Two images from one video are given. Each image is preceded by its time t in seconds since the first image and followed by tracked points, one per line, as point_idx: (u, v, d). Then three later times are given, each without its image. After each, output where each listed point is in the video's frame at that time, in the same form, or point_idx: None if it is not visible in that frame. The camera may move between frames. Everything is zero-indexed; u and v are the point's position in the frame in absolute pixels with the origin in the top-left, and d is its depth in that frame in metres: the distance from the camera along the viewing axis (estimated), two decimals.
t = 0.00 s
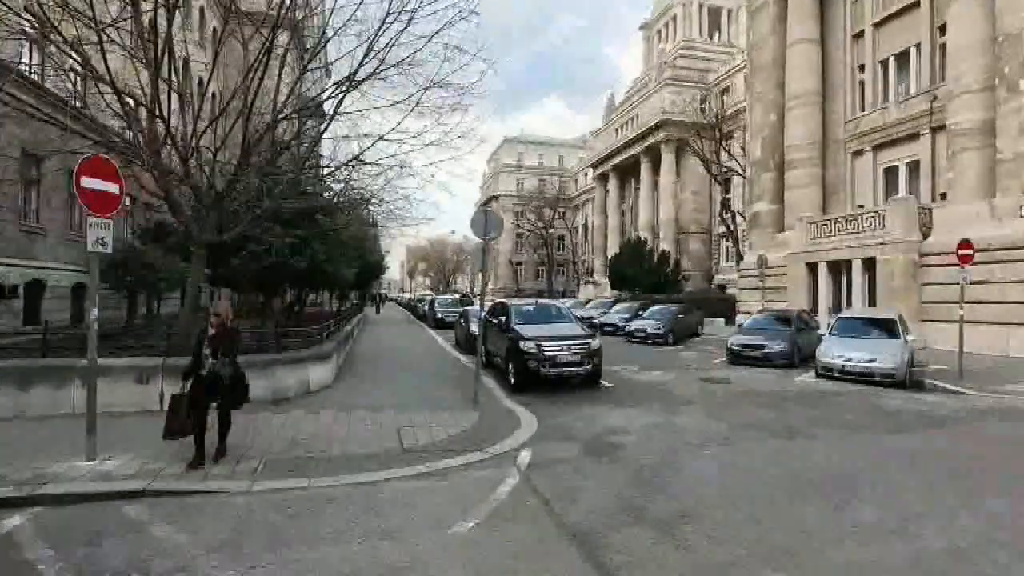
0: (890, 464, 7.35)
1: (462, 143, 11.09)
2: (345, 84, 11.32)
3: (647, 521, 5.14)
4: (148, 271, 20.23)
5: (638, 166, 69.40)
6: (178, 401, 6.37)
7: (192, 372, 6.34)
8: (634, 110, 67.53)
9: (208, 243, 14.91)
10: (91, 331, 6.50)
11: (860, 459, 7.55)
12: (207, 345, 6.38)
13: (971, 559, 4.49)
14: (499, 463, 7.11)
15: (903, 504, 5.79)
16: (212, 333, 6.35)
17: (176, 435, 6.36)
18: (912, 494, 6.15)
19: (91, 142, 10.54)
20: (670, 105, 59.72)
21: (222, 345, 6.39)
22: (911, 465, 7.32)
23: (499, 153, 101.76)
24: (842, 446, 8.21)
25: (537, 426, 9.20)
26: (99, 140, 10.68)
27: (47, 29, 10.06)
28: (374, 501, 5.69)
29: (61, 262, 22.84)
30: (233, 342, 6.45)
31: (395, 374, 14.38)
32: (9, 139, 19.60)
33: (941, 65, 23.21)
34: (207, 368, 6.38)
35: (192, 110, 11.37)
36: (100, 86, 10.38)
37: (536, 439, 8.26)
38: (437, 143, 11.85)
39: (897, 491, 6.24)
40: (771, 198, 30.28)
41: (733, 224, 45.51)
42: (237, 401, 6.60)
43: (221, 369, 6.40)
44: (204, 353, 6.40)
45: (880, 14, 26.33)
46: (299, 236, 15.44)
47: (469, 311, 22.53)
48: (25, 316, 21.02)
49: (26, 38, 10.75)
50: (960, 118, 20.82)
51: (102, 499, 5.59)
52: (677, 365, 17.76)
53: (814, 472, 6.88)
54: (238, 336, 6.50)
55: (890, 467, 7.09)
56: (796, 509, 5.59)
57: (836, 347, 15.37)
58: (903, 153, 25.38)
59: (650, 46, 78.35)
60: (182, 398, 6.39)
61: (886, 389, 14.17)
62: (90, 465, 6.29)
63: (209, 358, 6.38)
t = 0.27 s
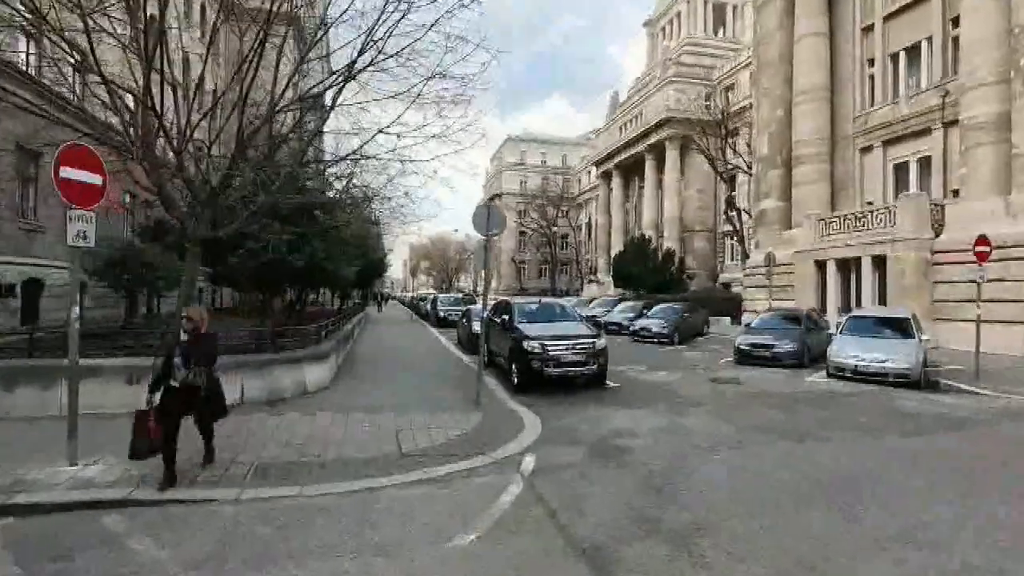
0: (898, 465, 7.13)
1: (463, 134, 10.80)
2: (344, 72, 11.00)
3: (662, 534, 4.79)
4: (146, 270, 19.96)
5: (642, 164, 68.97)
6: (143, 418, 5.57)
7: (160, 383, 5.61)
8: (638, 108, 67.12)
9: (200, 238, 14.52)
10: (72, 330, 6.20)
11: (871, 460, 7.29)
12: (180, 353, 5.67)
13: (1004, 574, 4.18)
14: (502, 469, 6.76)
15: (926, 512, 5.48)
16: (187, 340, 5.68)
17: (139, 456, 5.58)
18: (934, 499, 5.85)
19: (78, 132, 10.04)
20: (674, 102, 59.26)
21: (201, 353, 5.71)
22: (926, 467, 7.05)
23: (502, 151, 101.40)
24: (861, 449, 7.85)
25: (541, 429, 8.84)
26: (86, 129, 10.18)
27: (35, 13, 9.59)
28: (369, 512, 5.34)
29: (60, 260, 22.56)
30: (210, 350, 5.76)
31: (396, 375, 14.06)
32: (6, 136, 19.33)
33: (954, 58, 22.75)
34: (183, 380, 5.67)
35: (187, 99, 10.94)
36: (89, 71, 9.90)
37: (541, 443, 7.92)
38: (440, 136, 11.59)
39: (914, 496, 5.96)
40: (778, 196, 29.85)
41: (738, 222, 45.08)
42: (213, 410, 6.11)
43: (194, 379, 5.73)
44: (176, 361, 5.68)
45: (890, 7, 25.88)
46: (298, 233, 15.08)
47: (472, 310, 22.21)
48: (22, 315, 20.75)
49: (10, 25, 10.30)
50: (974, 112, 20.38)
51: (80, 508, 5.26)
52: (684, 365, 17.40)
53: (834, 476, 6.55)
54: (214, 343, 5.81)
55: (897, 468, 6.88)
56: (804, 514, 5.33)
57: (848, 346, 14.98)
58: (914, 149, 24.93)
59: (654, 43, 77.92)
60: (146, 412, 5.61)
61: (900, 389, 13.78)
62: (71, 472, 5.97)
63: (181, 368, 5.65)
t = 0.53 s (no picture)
0: (940, 481, 6.53)
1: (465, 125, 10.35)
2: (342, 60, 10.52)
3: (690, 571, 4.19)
4: (143, 269, 19.49)
5: (648, 161, 68.20)
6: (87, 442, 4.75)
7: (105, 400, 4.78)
8: (644, 104, 66.36)
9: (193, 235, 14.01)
10: (34, 335, 5.66)
11: (909, 476, 6.68)
12: (128, 365, 4.75)
13: None
14: (507, 487, 6.16)
15: (971, 534, 4.94)
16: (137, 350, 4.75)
17: (78, 489, 4.72)
18: (980, 519, 5.30)
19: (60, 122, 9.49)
20: (681, 98, 58.45)
21: (149, 365, 4.73)
22: (965, 481, 6.49)
23: (506, 149, 100.75)
24: (898, 463, 7.23)
25: (549, 439, 8.26)
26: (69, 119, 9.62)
27: None
28: (357, 540, 4.77)
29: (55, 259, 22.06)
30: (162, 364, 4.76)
31: (397, 377, 13.51)
32: None
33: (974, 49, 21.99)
34: (127, 396, 4.74)
35: (178, 88, 10.40)
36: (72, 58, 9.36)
37: (550, 456, 7.33)
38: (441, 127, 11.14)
39: (957, 515, 5.40)
40: (789, 192, 29.14)
41: (746, 219, 44.35)
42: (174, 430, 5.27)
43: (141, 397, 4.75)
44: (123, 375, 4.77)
45: None
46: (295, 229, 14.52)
47: (476, 309, 21.65)
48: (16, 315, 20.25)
49: None
50: (996, 105, 19.63)
51: (37, 537, 4.71)
52: (696, 368, 16.74)
53: (874, 496, 5.93)
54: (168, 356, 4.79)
55: (938, 486, 6.25)
56: (845, 544, 4.72)
57: (869, 348, 14.32)
58: (931, 143, 24.18)
59: (660, 39, 77.11)
60: (93, 436, 4.78)
61: (925, 394, 13.13)
62: (32, 492, 5.42)
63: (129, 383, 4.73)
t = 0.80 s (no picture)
0: (969, 488, 6.22)
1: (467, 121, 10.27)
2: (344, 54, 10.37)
3: None
4: (142, 267, 19.26)
5: (651, 159, 67.84)
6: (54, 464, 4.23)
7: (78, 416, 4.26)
8: (648, 103, 66.00)
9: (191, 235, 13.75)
10: (17, 334, 5.38)
11: (935, 483, 6.39)
12: (96, 381, 4.14)
13: None
14: (514, 496, 5.88)
15: (1005, 546, 4.68)
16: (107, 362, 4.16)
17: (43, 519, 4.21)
18: (1011, 530, 5.03)
19: (54, 117, 9.22)
20: (684, 96, 58.07)
21: (119, 383, 4.10)
22: (992, 489, 6.19)
23: (509, 148, 100.48)
24: (922, 469, 6.92)
25: (555, 445, 7.95)
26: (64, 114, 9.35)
27: None
28: (356, 553, 4.50)
29: (55, 257, 21.80)
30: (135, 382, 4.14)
31: (399, 379, 13.21)
32: None
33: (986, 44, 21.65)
34: (91, 418, 4.09)
35: (174, 82, 10.08)
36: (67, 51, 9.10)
37: (558, 462, 7.06)
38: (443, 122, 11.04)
39: (987, 525, 5.13)
40: (796, 190, 28.82)
41: (751, 218, 44.02)
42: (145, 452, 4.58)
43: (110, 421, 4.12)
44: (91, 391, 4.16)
45: None
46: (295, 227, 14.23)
47: (478, 308, 21.39)
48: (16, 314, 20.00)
49: None
50: (1009, 100, 19.29)
51: (18, 549, 4.45)
52: (704, 369, 16.43)
53: (902, 506, 5.61)
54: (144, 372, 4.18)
55: (968, 495, 5.96)
56: (876, 557, 4.43)
57: (882, 349, 13.98)
58: (941, 140, 23.83)
59: (663, 37, 76.76)
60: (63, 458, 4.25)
61: (941, 396, 12.78)
62: (18, 500, 5.17)
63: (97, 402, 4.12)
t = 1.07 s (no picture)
0: (1005, 501, 5.89)
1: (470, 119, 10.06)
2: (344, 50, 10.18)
3: None
4: (141, 269, 19.01)
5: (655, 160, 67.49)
6: None
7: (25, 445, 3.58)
8: (652, 103, 65.62)
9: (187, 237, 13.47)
10: None
11: (968, 495, 6.07)
12: (55, 398, 3.56)
13: None
14: (523, 510, 5.55)
15: None
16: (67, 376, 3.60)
17: None
18: None
19: (46, 115, 8.92)
20: (689, 96, 57.67)
21: (86, 399, 3.55)
22: None
23: (511, 149, 100.21)
24: (951, 480, 6.60)
25: (562, 454, 7.61)
26: (56, 112, 9.06)
27: None
28: None
29: (54, 258, 21.53)
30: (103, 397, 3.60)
31: (400, 383, 12.87)
32: None
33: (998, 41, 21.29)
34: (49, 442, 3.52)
35: (169, 78, 9.73)
36: (60, 48, 8.82)
37: (569, 472, 6.75)
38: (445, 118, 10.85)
39: None
40: (803, 191, 28.47)
41: (756, 219, 43.65)
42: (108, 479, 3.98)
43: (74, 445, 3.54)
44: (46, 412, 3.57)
45: None
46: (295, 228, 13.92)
47: (482, 310, 21.09)
48: (14, 316, 19.72)
49: None
50: None
51: None
52: (714, 372, 16.06)
53: (937, 522, 5.26)
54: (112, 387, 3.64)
55: (1004, 509, 5.63)
56: None
57: (897, 353, 13.61)
58: (952, 139, 23.46)
59: (667, 37, 76.45)
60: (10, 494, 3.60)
61: (959, 401, 12.41)
62: None
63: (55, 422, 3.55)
